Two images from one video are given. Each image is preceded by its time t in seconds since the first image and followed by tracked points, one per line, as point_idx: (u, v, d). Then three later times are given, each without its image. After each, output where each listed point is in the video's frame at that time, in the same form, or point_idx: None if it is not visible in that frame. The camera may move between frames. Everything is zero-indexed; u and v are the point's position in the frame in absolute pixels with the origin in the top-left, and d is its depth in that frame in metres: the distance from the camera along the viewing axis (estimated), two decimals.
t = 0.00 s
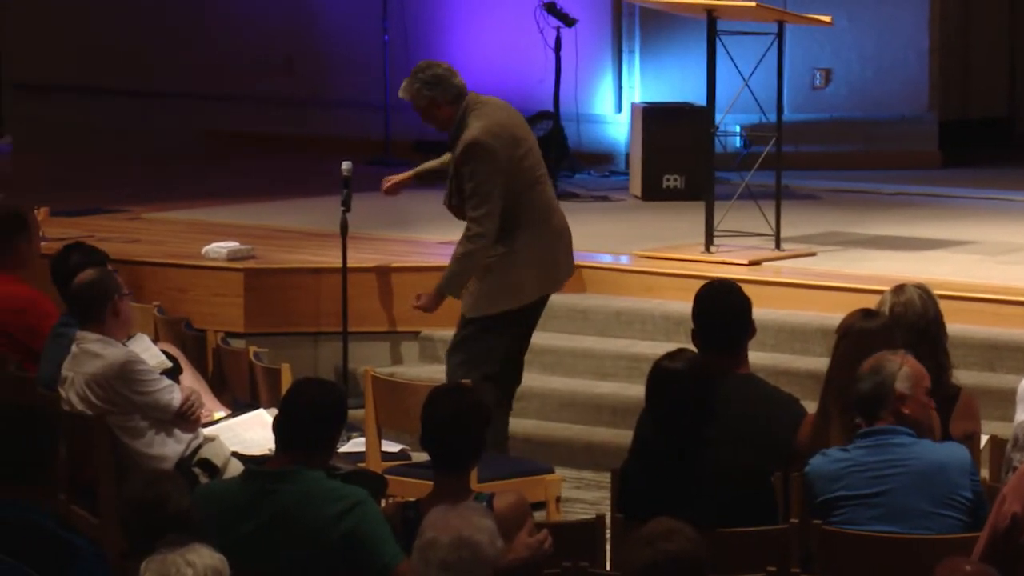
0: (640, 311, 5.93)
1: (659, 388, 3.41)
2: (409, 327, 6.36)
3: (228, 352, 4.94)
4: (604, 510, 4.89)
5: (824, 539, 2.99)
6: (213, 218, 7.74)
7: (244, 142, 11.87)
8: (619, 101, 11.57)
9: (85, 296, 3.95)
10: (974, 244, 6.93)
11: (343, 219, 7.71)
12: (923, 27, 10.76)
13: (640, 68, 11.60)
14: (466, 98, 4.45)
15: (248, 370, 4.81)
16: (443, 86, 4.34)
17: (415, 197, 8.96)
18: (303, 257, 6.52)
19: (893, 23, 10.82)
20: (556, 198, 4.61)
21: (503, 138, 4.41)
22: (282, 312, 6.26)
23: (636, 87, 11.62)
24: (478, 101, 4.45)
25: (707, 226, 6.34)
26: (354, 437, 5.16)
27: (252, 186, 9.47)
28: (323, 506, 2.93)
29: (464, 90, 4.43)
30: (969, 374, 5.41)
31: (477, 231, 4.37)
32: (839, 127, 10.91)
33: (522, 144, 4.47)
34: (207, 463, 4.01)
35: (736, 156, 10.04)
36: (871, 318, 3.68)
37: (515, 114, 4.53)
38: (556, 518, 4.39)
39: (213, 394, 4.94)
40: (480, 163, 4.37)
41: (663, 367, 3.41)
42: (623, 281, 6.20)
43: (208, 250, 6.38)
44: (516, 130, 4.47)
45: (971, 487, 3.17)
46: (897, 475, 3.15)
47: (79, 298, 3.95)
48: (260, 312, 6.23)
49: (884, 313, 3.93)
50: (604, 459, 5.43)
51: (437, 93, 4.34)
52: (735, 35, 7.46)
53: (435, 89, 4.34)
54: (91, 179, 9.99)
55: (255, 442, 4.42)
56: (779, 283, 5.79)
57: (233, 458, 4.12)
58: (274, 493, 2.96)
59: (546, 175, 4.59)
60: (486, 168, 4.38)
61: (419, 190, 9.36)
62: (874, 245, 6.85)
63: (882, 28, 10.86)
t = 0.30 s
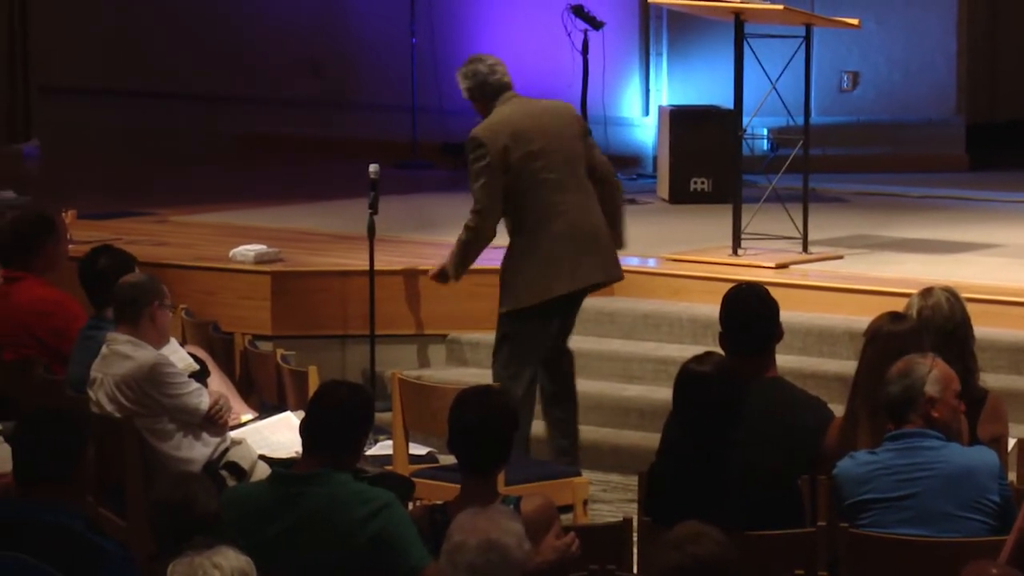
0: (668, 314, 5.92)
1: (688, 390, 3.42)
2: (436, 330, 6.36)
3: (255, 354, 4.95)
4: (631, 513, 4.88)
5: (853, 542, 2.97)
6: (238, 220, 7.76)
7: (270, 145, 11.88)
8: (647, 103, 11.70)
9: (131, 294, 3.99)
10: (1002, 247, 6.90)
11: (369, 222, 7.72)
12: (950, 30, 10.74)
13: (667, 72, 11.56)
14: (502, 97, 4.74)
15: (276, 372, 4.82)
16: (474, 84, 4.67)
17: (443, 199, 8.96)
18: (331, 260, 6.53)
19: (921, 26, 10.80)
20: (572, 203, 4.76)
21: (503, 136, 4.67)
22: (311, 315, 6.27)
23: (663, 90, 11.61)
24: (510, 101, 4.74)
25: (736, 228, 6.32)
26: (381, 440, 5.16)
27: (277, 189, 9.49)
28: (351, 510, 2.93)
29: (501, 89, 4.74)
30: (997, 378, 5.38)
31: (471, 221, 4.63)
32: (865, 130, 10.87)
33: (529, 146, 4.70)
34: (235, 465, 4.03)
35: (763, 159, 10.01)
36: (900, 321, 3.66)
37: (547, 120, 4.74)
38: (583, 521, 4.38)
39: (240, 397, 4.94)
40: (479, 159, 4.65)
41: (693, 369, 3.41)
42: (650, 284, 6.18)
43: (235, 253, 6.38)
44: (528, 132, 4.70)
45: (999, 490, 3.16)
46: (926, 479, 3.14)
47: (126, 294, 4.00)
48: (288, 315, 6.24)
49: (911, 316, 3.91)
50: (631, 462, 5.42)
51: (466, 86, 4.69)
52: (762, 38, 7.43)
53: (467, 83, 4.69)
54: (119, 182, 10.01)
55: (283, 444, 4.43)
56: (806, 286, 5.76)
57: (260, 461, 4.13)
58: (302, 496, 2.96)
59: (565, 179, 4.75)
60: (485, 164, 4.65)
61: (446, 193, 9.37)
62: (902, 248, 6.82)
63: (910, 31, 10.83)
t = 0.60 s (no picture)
0: (681, 317, 5.92)
1: (701, 394, 3.40)
2: (450, 333, 6.37)
3: (268, 357, 4.96)
4: (645, 516, 4.87)
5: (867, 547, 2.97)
6: (253, 223, 7.78)
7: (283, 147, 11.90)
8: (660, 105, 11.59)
9: (134, 299, 3.99)
10: (1016, 249, 6.89)
11: (383, 224, 7.72)
12: (964, 31, 10.71)
13: (680, 75, 11.52)
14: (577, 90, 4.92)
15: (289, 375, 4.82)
16: (559, 68, 4.92)
17: (454, 202, 8.95)
18: (344, 262, 6.53)
19: (935, 28, 10.77)
20: (590, 206, 4.86)
21: (540, 126, 4.90)
22: (324, 318, 6.27)
23: (677, 92, 11.55)
24: (581, 93, 4.88)
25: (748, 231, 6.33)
26: (394, 441, 5.17)
27: (291, 192, 9.51)
28: (365, 511, 2.93)
29: (587, 79, 4.90)
30: (1012, 379, 5.37)
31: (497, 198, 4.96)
32: (879, 132, 10.86)
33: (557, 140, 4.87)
34: (248, 467, 4.01)
35: (778, 161, 9.98)
36: (914, 323, 3.65)
37: (596, 120, 4.83)
38: (597, 523, 4.38)
39: (253, 399, 4.95)
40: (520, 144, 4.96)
41: (705, 372, 3.37)
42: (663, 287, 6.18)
43: (249, 256, 6.40)
44: (561, 127, 4.86)
45: (1011, 493, 3.17)
46: (940, 481, 3.13)
47: (128, 301, 3.99)
48: (301, 318, 6.24)
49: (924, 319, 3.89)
50: (644, 464, 5.41)
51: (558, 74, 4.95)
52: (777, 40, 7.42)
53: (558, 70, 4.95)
54: (134, 185, 10.02)
55: (297, 446, 4.44)
56: (819, 288, 5.75)
57: (273, 463, 4.12)
58: (315, 498, 2.97)
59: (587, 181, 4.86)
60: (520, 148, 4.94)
61: (460, 195, 9.36)
62: (916, 250, 6.81)
63: (925, 34, 10.81)
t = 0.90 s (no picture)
0: (663, 319, 5.92)
1: (684, 396, 3.39)
2: (432, 336, 6.36)
3: (250, 360, 4.95)
4: (627, 519, 4.87)
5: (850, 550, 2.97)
6: (236, 226, 7.77)
7: (267, 150, 11.89)
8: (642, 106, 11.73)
9: (107, 305, 3.97)
10: (999, 251, 6.91)
11: (366, 227, 7.72)
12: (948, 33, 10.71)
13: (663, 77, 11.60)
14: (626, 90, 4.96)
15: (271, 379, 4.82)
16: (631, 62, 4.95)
17: (437, 205, 8.95)
18: (326, 265, 6.53)
19: (918, 31, 10.79)
20: (587, 194, 4.92)
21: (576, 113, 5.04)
22: (309, 321, 6.25)
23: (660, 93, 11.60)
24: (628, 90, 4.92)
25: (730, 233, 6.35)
26: (376, 445, 5.17)
27: (275, 194, 9.50)
28: (348, 514, 2.93)
29: (642, 78, 4.92)
30: (993, 382, 5.39)
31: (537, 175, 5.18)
32: (866, 135, 10.90)
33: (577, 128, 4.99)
34: (229, 471, 4.03)
35: (760, 163, 9.99)
36: (895, 326, 3.67)
37: (619, 115, 4.86)
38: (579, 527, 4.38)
39: (235, 403, 4.94)
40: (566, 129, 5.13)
41: (688, 375, 3.40)
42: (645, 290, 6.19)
43: (231, 259, 6.39)
44: (588, 118, 4.96)
45: (993, 496, 3.15)
46: (923, 484, 3.14)
47: (101, 307, 3.97)
48: (283, 320, 6.21)
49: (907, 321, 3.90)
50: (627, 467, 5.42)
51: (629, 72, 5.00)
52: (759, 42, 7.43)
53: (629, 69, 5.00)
54: (116, 188, 9.99)
55: (279, 450, 4.43)
56: (801, 291, 5.77)
57: (254, 466, 4.13)
58: (299, 501, 2.97)
59: (590, 168, 4.92)
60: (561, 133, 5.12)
61: (444, 198, 9.35)
62: (898, 253, 6.84)
63: (909, 37, 10.83)
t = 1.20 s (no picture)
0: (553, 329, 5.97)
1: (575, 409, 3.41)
2: (322, 344, 6.34)
3: (137, 370, 4.90)
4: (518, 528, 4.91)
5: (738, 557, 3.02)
6: (125, 235, 7.68)
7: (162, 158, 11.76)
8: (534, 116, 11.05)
9: None
10: (884, 260, 7.05)
11: (255, 236, 7.67)
12: (835, 43, 10.64)
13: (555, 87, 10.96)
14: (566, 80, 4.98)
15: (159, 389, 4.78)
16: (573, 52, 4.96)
17: (328, 215, 8.91)
18: (217, 274, 6.48)
19: (807, 40, 10.67)
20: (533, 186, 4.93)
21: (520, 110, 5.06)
22: (197, 330, 6.21)
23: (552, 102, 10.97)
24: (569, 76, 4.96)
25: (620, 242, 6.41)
26: (265, 455, 5.14)
27: (163, 204, 9.38)
28: (235, 525, 2.92)
29: (583, 65, 4.91)
30: (880, 390, 5.49)
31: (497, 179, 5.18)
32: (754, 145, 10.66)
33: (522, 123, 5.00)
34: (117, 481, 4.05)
35: (651, 173, 10.06)
36: (784, 335, 3.73)
37: (550, 98, 4.93)
38: (468, 535, 4.40)
39: (122, 414, 4.90)
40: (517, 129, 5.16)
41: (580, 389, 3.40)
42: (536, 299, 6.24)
43: (118, 268, 6.34)
44: (530, 112, 4.98)
45: (881, 503, 3.21)
46: (812, 492, 3.20)
47: None
48: (170, 329, 6.18)
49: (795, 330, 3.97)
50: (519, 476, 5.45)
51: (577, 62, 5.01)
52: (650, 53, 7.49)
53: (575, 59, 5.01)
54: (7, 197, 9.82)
55: (166, 460, 4.40)
56: (691, 299, 5.84)
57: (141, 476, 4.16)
58: (186, 512, 2.95)
59: (534, 157, 4.94)
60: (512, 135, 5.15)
61: (338, 207, 9.30)
62: (786, 261, 6.94)
63: (799, 42, 10.70)
